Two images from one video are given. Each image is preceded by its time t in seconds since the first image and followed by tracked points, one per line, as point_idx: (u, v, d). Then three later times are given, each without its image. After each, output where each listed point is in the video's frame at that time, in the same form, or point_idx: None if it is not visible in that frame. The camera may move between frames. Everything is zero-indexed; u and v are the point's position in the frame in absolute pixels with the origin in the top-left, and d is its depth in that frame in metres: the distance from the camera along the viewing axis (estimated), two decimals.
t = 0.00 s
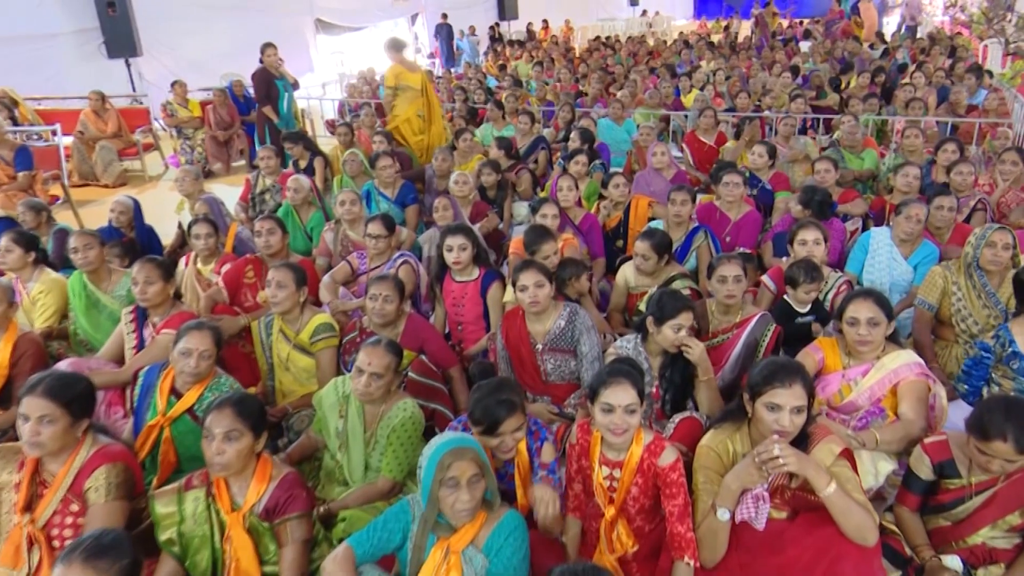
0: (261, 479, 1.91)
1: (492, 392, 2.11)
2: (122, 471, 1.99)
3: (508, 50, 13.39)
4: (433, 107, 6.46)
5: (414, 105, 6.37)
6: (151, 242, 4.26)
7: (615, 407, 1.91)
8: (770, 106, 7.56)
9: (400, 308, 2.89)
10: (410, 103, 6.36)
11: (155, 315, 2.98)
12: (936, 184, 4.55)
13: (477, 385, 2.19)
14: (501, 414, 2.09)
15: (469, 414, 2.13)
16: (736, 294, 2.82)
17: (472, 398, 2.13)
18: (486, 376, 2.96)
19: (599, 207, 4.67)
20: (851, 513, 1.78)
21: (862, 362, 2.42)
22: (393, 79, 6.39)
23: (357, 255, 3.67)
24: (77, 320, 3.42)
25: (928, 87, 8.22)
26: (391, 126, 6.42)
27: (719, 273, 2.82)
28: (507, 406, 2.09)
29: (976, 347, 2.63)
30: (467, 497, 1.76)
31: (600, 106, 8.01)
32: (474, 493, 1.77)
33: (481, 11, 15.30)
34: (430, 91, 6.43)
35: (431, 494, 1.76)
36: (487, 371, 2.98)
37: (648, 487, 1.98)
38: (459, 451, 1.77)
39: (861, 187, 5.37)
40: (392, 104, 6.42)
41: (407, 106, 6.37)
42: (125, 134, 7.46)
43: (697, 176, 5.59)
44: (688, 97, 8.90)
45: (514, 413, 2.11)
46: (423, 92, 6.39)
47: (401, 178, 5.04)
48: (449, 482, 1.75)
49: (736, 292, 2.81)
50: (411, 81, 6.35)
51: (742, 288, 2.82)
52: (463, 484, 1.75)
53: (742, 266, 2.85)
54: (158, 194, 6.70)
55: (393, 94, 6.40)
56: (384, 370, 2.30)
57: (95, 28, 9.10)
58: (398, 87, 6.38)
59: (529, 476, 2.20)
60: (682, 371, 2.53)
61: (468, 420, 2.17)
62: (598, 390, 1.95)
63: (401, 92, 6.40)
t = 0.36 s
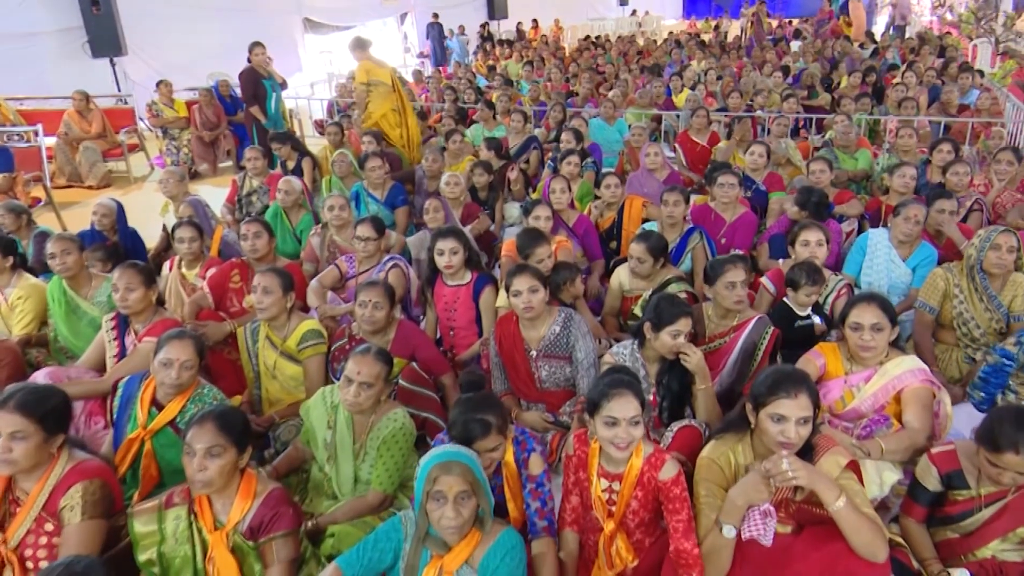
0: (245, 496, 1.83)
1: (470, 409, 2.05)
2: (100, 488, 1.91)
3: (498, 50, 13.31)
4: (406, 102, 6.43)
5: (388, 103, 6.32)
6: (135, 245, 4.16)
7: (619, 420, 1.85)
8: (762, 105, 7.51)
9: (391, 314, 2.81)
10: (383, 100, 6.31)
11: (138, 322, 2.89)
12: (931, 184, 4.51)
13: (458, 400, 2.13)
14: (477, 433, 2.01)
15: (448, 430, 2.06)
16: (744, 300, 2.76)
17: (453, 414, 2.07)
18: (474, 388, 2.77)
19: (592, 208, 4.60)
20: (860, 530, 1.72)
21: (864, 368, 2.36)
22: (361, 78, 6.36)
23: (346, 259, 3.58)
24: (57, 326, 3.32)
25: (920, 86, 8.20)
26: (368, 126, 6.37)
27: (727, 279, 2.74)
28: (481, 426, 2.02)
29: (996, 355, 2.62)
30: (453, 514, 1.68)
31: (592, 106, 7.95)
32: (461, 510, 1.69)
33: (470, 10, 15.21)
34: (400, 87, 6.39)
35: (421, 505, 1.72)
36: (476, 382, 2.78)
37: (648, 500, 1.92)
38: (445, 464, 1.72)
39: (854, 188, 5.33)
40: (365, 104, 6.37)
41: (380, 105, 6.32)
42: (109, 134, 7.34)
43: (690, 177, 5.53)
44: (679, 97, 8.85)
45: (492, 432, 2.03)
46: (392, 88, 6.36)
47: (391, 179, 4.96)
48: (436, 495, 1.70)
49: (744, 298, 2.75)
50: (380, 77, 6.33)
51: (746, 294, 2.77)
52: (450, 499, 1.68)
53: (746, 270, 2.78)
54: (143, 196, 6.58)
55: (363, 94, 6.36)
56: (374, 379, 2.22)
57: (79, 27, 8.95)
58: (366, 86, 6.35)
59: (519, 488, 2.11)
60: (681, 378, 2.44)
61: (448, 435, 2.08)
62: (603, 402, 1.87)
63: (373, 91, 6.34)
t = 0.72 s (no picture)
0: (232, 512, 1.76)
1: (461, 414, 2.00)
2: (79, 505, 1.83)
3: (489, 50, 13.24)
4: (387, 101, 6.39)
5: (369, 102, 6.27)
6: (120, 248, 4.06)
7: (616, 436, 1.79)
8: (755, 105, 7.48)
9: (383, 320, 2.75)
10: (365, 100, 6.25)
11: (121, 329, 2.81)
12: (928, 185, 4.47)
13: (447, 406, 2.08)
14: (468, 435, 1.95)
15: (438, 438, 2.00)
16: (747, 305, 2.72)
17: (442, 421, 2.01)
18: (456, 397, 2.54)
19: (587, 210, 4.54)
20: (869, 543, 1.67)
21: (868, 373, 2.31)
22: (343, 74, 6.27)
23: (336, 262, 3.50)
24: (38, 332, 3.23)
25: (912, 86, 8.19)
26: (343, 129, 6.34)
27: (733, 285, 2.69)
28: (474, 428, 1.96)
29: None
30: (465, 531, 1.62)
31: (584, 106, 7.90)
32: (473, 528, 1.63)
33: (461, 10, 15.12)
34: (382, 85, 6.33)
35: (428, 523, 1.64)
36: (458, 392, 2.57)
37: (648, 502, 1.87)
38: (461, 480, 1.65)
39: (849, 188, 5.29)
40: (342, 104, 6.30)
41: (361, 104, 6.26)
42: (94, 135, 7.21)
43: (684, 178, 5.48)
44: (672, 97, 8.81)
45: (484, 435, 1.97)
46: (374, 87, 6.30)
47: (382, 180, 4.88)
48: (448, 512, 1.62)
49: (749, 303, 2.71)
50: (362, 75, 6.25)
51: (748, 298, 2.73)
52: (462, 516, 1.62)
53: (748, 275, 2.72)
54: (129, 198, 6.47)
55: (344, 92, 6.29)
56: (366, 389, 2.15)
57: (64, 26, 8.81)
58: (347, 84, 6.28)
59: (511, 499, 2.03)
60: (679, 386, 2.38)
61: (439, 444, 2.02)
62: (598, 419, 1.81)
63: (354, 89, 6.28)
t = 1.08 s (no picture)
0: (216, 534, 1.67)
1: (468, 421, 1.86)
2: (56, 527, 1.74)
3: (478, 49, 13.15)
4: (371, 104, 6.36)
5: (355, 105, 6.17)
6: (104, 254, 3.95)
7: (604, 457, 1.80)
8: (748, 104, 7.43)
9: (374, 326, 2.66)
10: (352, 102, 6.15)
11: (103, 339, 2.71)
12: (924, 184, 4.42)
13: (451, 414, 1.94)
14: (478, 446, 1.83)
15: (443, 449, 1.88)
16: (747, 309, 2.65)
17: (446, 429, 1.88)
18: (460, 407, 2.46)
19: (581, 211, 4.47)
20: (883, 560, 1.61)
21: (873, 379, 2.25)
22: (332, 73, 6.10)
23: (326, 267, 3.42)
24: (19, 342, 3.14)
25: (903, 84, 8.17)
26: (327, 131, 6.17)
27: (732, 288, 2.61)
28: (482, 436, 1.84)
29: None
30: (478, 561, 1.58)
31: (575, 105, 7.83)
32: (485, 558, 1.60)
33: (450, 9, 15.01)
34: (366, 87, 6.28)
35: (439, 549, 1.61)
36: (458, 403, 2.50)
37: (641, 498, 1.87)
38: (477, 508, 1.62)
39: (844, 187, 5.23)
40: (329, 106, 6.11)
41: (348, 107, 6.14)
42: (78, 137, 7.08)
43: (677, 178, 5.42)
44: (664, 96, 8.75)
45: (493, 443, 1.85)
46: (359, 89, 6.22)
47: (372, 182, 4.79)
48: (461, 540, 1.59)
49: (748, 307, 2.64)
50: (350, 76, 6.14)
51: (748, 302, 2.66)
52: (476, 545, 1.59)
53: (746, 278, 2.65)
54: (114, 201, 6.36)
55: (331, 92, 6.11)
56: (360, 401, 2.07)
57: (47, 27, 8.66)
58: (335, 84, 6.10)
59: (513, 514, 1.94)
60: (681, 393, 2.31)
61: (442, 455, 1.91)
62: (586, 444, 1.78)
63: (341, 90, 6.13)
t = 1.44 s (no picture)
0: (206, 563, 1.58)
1: (480, 432, 1.80)
2: (35, 560, 1.66)
3: (466, 49, 13.07)
4: (352, 109, 6.37)
5: (338, 113, 6.22)
6: (88, 265, 3.85)
7: (607, 447, 1.72)
8: (739, 100, 7.37)
9: (367, 336, 2.58)
10: (334, 110, 6.20)
11: (86, 355, 2.62)
12: (921, 180, 4.38)
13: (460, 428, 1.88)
14: (492, 458, 1.76)
15: (454, 463, 1.80)
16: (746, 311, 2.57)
17: (457, 441, 1.82)
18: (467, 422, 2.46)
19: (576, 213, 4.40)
20: None
21: (882, 382, 2.20)
22: (314, 80, 6.15)
23: (316, 275, 3.33)
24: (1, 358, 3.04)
25: (894, 79, 8.14)
26: (313, 139, 6.22)
27: (728, 290, 2.55)
28: (496, 447, 1.77)
29: None
30: None
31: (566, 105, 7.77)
32: None
33: (436, 10, 14.92)
34: (347, 92, 6.29)
35: None
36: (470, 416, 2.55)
37: (648, 513, 1.80)
38: (487, 536, 1.59)
39: (840, 183, 5.16)
40: (313, 114, 6.15)
41: (332, 115, 6.19)
42: (61, 146, 6.96)
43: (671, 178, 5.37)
44: (655, 93, 8.68)
45: (507, 453, 1.78)
46: (341, 95, 6.25)
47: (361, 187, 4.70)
48: (469, 570, 1.56)
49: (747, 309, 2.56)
50: (331, 83, 6.18)
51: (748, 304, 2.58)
52: None
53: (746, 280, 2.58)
54: (98, 210, 6.24)
55: (316, 99, 6.14)
56: (355, 416, 1.99)
57: (28, 34, 8.51)
58: (320, 91, 6.15)
59: (523, 531, 1.86)
60: (687, 398, 2.23)
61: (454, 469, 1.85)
62: (585, 432, 1.73)
63: (325, 98, 6.17)
